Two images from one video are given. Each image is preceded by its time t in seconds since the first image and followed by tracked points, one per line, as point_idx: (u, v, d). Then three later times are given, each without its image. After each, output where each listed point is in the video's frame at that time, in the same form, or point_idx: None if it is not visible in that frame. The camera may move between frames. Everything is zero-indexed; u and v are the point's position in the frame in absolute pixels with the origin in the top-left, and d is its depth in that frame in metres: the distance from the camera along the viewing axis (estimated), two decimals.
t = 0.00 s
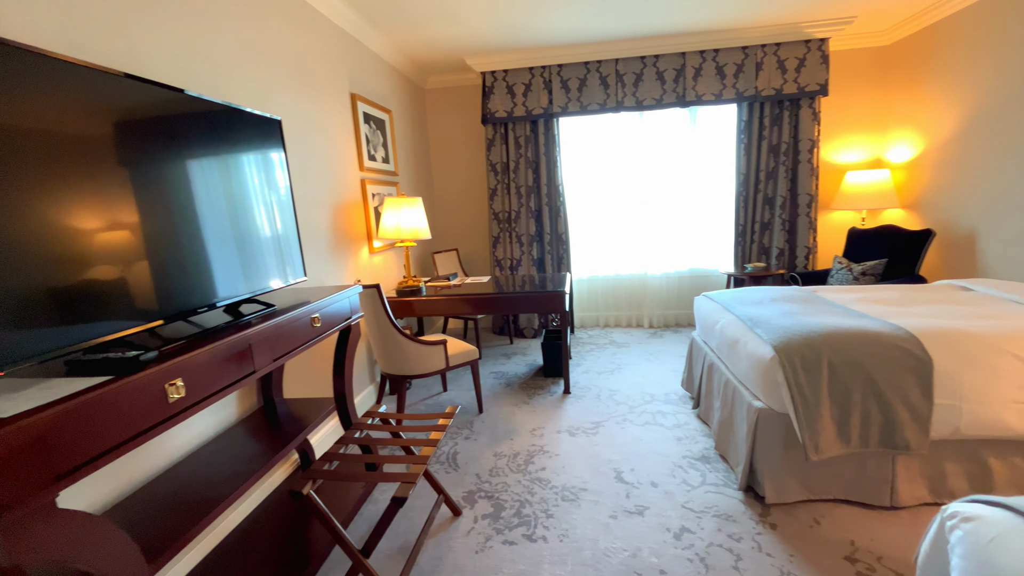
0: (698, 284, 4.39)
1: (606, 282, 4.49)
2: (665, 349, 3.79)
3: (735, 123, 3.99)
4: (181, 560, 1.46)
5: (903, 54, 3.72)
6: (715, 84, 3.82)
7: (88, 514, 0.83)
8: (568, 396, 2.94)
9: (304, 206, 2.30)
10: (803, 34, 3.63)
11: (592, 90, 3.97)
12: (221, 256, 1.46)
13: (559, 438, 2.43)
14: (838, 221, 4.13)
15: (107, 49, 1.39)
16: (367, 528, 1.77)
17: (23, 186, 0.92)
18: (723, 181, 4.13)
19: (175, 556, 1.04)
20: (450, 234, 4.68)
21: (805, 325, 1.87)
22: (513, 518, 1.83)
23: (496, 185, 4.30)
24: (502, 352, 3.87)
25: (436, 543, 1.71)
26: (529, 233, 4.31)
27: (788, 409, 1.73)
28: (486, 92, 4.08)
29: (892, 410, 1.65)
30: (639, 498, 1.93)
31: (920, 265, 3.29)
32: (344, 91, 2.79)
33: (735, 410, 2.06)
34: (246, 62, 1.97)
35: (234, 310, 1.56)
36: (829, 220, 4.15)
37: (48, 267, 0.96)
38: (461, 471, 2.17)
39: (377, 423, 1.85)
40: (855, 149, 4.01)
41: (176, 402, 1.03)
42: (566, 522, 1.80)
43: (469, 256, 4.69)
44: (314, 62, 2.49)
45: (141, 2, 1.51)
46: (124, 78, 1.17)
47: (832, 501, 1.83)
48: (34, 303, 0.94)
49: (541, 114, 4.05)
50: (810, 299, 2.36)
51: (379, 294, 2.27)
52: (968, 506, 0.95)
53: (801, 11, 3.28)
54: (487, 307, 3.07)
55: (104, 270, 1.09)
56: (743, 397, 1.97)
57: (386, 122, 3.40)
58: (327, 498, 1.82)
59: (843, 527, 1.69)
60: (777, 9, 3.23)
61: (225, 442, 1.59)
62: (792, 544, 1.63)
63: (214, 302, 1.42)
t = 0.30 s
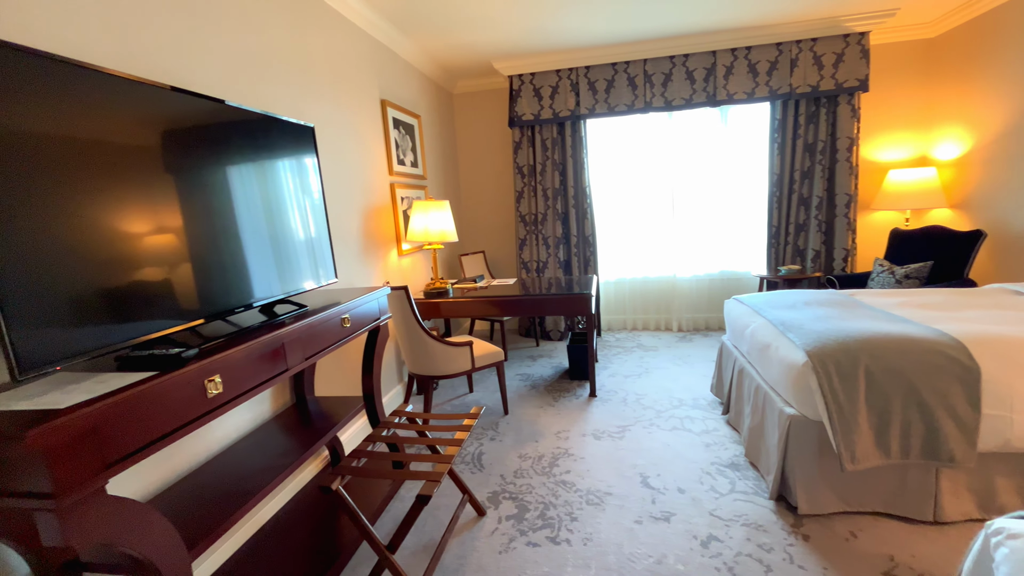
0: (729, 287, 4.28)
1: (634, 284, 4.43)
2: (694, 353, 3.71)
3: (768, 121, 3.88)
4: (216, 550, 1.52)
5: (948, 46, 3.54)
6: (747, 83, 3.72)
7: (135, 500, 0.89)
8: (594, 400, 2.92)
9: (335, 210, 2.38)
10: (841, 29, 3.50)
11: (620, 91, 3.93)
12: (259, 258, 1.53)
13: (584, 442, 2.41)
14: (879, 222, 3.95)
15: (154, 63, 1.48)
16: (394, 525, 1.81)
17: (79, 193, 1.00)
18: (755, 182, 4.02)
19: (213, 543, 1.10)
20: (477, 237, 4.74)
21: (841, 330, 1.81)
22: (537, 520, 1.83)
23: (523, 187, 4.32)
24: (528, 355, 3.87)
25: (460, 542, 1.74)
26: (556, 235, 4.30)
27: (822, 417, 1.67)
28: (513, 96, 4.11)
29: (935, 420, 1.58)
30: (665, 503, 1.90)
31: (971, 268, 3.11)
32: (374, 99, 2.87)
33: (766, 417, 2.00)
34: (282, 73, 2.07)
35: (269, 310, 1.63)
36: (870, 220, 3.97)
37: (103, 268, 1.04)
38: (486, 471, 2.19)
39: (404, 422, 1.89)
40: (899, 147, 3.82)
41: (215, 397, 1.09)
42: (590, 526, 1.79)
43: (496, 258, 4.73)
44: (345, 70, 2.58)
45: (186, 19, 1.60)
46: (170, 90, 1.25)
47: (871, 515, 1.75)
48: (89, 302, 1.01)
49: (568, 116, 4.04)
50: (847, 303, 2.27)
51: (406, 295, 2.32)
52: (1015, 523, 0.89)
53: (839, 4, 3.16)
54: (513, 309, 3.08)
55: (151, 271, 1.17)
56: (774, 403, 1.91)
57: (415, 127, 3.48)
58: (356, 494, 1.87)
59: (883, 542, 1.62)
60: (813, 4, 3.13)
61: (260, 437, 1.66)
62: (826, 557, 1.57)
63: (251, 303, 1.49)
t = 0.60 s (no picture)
0: (757, 291, 4.17)
1: (658, 287, 4.37)
2: (720, 358, 3.62)
3: (799, 120, 3.77)
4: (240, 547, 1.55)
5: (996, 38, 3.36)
6: (777, 81, 3.63)
7: (167, 492, 0.93)
8: (616, 404, 2.89)
9: (360, 213, 2.44)
10: (877, 24, 3.37)
11: (645, 92, 3.89)
12: (288, 260, 1.58)
13: (605, 446, 2.39)
14: (918, 223, 3.78)
15: (189, 74, 1.55)
16: (415, 524, 1.84)
17: (119, 197, 1.06)
18: (785, 182, 3.91)
19: (240, 536, 1.15)
20: (499, 239, 4.76)
21: (874, 336, 1.74)
22: (556, 524, 1.83)
23: (546, 190, 4.32)
24: (550, 357, 3.86)
25: (480, 544, 1.75)
26: (578, 238, 4.28)
27: (853, 426, 1.61)
28: (536, 98, 4.12)
29: (975, 431, 1.51)
30: (688, 511, 1.86)
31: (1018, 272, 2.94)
32: (399, 104, 2.93)
33: (794, 425, 1.94)
34: (310, 81, 2.13)
35: (296, 310, 1.68)
36: (908, 222, 3.80)
37: (142, 269, 1.10)
38: (506, 473, 2.20)
39: (425, 422, 1.91)
40: (940, 145, 3.65)
41: (243, 394, 1.13)
42: (610, 531, 1.77)
43: (518, 260, 4.74)
44: (370, 76, 2.64)
45: (219, 30, 1.68)
46: (206, 98, 1.31)
47: (906, 529, 1.68)
48: (128, 301, 1.07)
49: (591, 117, 4.02)
50: (882, 307, 2.18)
51: (428, 296, 2.35)
52: None
53: None
54: (535, 311, 3.08)
55: (187, 272, 1.22)
56: (803, 411, 1.86)
57: (439, 131, 3.53)
58: (378, 492, 1.91)
59: (919, 558, 1.55)
60: None
61: (285, 433, 1.71)
62: (857, 572, 1.51)
63: (280, 303, 1.54)
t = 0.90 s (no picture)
0: (780, 295, 4.07)
1: (677, 291, 4.31)
2: (741, 363, 3.55)
3: (824, 121, 3.68)
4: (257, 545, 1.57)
5: None
6: (801, 81, 3.55)
7: (188, 488, 0.96)
8: (633, 408, 2.86)
9: (379, 216, 2.47)
10: (908, 21, 3.27)
11: (664, 93, 3.85)
12: (309, 261, 1.62)
13: (622, 451, 2.36)
14: (951, 226, 3.64)
15: (214, 81, 1.60)
16: (429, 526, 1.85)
17: (146, 199, 1.10)
18: (809, 185, 3.81)
19: (259, 532, 1.17)
20: (516, 241, 4.77)
21: (902, 343, 1.69)
22: (571, 528, 1.82)
23: (563, 192, 4.31)
24: (566, 360, 3.85)
25: (494, 546, 1.75)
26: (596, 240, 4.25)
27: (879, 436, 1.56)
28: (555, 100, 4.12)
29: (1011, 444, 1.45)
30: (706, 519, 1.83)
31: None
32: (418, 107, 2.96)
33: (817, 434, 1.89)
34: (331, 86, 2.18)
35: (316, 310, 1.71)
36: (941, 225, 3.67)
37: (168, 269, 1.14)
38: (521, 476, 2.19)
39: (440, 424, 1.92)
40: (975, 145, 3.51)
41: (263, 394, 1.16)
42: (626, 537, 1.75)
43: (535, 263, 4.74)
44: (390, 81, 2.68)
45: (244, 38, 1.73)
46: (231, 104, 1.35)
47: (936, 545, 1.62)
48: (155, 301, 1.11)
49: (610, 119, 3.99)
50: (911, 314, 2.11)
51: (445, 298, 2.37)
52: None
53: None
54: (551, 314, 3.07)
55: (212, 272, 1.26)
56: (826, 419, 1.81)
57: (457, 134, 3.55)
58: (394, 492, 1.92)
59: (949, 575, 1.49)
60: None
61: (303, 432, 1.74)
62: None
63: (300, 304, 1.57)
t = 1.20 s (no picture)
0: (799, 301, 3.99)
1: (692, 295, 4.25)
2: (758, 370, 3.48)
3: (846, 124, 3.60)
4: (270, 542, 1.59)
5: None
6: (822, 83, 3.48)
7: (204, 485, 0.97)
8: (647, 414, 2.83)
9: (394, 217, 2.49)
10: (934, 21, 3.19)
11: (682, 96, 3.81)
12: (325, 261, 1.64)
13: (635, 456, 2.34)
14: (980, 232, 3.53)
15: (236, 85, 1.64)
16: (439, 528, 1.85)
17: (168, 200, 1.12)
18: (830, 189, 3.74)
19: (272, 530, 1.19)
20: (530, 244, 4.77)
21: (926, 352, 1.64)
22: (582, 534, 1.80)
23: (578, 195, 4.29)
24: (579, 364, 3.82)
25: (504, 550, 1.74)
26: (611, 243, 4.22)
27: (902, 448, 1.52)
28: (570, 103, 4.11)
29: None
30: (720, 528, 1.79)
31: None
32: (433, 110, 2.98)
33: (836, 443, 1.84)
34: (349, 90, 2.21)
35: (331, 311, 1.74)
36: (968, 231, 3.55)
37: (188, 269, 1.16)
38: (532, 480, 2.18)
39: (452, 426, 1.92)
40: (1005, 149, 3.40)
41: (278, 393, 1.18)
42: (638, 545, 1.73)
43: (549, 266, 4.73)
44: (407, 84, 2.71)
45: (264, 43, 1.77)
46: (252, 107, 1.37)
47: (962, 562, 1.56)
48: (176, 299, 1.13)
49: (626, 122, 3.97)
50: (935, 321, 2.05)
51: (459, 300, 2.38)
52: None
53: None
54: (565, 317, 3.06)
55: (231, 271, 1.28)
56: (846, 428, 1.76)
57: (472, 136, 3.57)
58: (405, 493, 1.93)
59: None
60: None
61: (317, 431, 1.75)
62: None
63: (316, 304, 1.59)
